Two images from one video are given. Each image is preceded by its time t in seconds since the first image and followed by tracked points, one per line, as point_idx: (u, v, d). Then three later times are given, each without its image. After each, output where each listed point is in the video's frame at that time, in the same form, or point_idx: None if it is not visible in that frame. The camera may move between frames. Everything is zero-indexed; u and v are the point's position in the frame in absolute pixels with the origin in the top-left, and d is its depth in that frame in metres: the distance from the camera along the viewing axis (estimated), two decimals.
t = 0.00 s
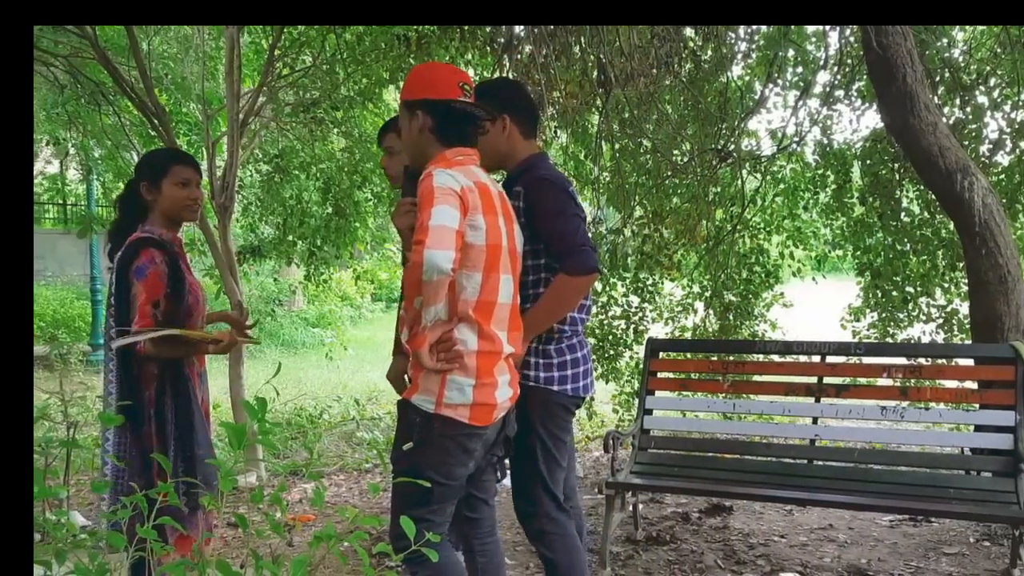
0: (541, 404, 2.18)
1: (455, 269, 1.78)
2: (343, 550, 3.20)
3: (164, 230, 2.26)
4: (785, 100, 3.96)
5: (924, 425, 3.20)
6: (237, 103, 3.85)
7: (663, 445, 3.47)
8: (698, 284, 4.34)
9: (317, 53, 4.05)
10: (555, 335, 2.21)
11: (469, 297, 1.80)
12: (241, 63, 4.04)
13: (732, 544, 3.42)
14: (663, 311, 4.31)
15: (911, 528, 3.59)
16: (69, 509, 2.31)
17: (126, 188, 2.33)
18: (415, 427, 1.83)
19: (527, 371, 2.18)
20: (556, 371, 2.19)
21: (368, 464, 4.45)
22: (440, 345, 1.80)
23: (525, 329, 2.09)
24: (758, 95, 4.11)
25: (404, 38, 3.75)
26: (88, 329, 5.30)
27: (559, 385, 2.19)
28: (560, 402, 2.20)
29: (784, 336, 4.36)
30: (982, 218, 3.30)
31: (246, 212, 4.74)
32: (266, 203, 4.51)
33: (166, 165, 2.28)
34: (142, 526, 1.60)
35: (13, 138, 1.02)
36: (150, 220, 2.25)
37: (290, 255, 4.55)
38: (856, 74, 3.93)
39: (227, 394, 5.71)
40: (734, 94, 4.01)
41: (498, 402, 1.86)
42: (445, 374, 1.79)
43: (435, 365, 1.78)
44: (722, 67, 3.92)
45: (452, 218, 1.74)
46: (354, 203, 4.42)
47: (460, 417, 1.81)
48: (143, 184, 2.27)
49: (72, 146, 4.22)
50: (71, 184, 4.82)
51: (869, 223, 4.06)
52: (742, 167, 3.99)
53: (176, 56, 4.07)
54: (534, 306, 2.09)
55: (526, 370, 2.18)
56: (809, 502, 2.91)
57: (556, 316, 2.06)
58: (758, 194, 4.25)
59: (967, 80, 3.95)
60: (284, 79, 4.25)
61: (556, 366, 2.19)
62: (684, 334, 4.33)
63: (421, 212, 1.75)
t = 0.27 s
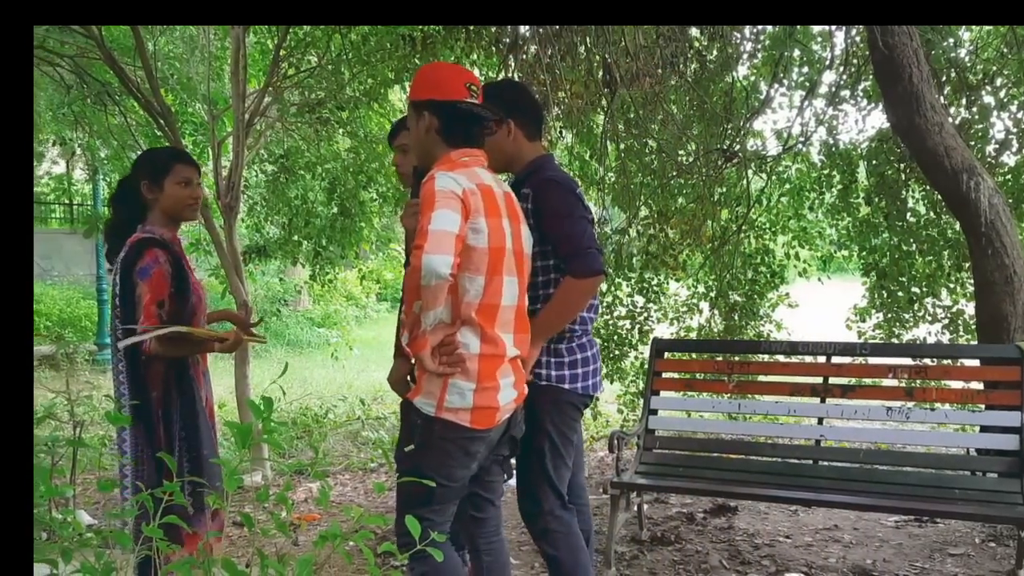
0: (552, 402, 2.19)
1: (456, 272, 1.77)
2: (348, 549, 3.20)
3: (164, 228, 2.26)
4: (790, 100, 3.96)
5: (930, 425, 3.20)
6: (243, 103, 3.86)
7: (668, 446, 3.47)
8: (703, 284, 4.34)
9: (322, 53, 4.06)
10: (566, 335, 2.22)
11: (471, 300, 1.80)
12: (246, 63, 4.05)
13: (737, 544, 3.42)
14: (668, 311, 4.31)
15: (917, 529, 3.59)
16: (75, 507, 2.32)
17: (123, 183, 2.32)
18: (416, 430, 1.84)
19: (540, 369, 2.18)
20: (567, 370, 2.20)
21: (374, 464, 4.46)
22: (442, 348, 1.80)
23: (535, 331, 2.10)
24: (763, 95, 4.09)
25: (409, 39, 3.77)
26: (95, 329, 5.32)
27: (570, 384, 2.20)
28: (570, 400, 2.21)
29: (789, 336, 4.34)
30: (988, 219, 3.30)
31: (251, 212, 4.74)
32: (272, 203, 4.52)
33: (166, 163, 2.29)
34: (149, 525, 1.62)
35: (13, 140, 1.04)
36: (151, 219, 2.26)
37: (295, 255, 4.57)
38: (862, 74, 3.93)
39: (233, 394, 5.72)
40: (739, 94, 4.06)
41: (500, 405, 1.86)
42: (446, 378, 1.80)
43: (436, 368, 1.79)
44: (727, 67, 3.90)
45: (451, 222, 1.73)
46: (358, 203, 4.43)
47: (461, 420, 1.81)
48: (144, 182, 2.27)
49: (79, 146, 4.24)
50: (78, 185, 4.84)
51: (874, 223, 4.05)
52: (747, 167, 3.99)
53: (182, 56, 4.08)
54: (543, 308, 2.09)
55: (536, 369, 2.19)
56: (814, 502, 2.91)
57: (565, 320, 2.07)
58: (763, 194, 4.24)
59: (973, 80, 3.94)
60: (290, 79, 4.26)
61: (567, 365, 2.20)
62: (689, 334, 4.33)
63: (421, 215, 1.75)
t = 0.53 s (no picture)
0: (564, 397, 2.20)
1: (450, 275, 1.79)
2: (356, 547, 3.23)
3: (167, 228, 2.28)
4: (799, 98, 3.96)
5: (940, 428, 3.21)
6: (252, 102, 3.88)
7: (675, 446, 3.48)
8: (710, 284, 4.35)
9: (331, 53, 4.08)
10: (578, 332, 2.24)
11: (467, 304, 1.81)
12: (256, 63, 4.08)
13: (744, 546, 3.43)
14: (675, 311, 4.33)
15: (928, 532, 3.59)
16: (86, 504, 2.35)
17: (128, 178, 2.32)
18: (422, 434, 1.87)
19: (553, 365, 2.20)
20: (579, 365, 2.22)
21: (382, 462, 4.48)
22: (438, 351, 1.83)
23: (546, 334, 2.12)
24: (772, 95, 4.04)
25: (417, 38, 3.79)
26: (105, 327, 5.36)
27: (583, 380, 2.22)
28: (583, 396, 2.23)
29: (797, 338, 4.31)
30: (1000, 219, 3.30)
31: (261, 211, 4.76)
32: (281, 203, 4.55)
33: (174, 163, 2.31)
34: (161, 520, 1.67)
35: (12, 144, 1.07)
36: (157, 220, 2.27)
37: (304, 254, 4.60)
38: (872, 73, 3.93)
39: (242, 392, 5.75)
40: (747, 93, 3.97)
41: (502, 407, 1.88)
42: (444, 382, 1.83)
43: (432, 371, 1.81)
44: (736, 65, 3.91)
45: (441, 228, 1.74)
46: (367, 202, 4.46)
47: (460, 422, 1.84)
48: (151, 181, 2.28)
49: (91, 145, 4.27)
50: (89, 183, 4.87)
51: (885, 223, 4.06)
52: (755, 166, 4.00)
53: (192, 56, 4.11)
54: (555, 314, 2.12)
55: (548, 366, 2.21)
56: (823, 505, 2.91)
57: (576, 324, 2.09)
58: (771, 194, 4.24)
59: (984, 79, 3.94)
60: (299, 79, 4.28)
61: (579, 362, 2.22)
62: (696, 334, 4.35)
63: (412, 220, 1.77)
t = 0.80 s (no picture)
0: (586, 397, 2.21)
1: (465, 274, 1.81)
2: (377, 544, 3.26)
3: (190, 228, 2.32)
4: (822, 97, 3.94)
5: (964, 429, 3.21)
6: (275, 103, 3.93)
7: (696, 446, 3.48)
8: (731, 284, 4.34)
9: (354, 53, 4.11)
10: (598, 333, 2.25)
11: (481, 303, 1.83)
12: (279, 64, 4.13)
13: (765, 547, 3.43)
14: (696, 310, 4.32)
15: (952, 534, 3.58)
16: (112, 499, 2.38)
17: (152, 180, 2.36)
18: (439, 434, 1.89)
19: (572, 365, 2.21)
20: (599, 365, 2.23)
21: (402, 460, 4.51)
22: (453, 350, 1.84)
23: (568, 333, 2.13)
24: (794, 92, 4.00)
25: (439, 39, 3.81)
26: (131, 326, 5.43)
27: (603, 380, 2.23)
28: (604, 395, 2.24)
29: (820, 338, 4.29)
30: None
31: (283, 211, 4.71)
32: (304, 203, 4.60)
33: (198, 165, 2.34)
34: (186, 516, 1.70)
35: None
36: (180, 221, 2.31)
37: (326, 253, 4.65)
38: (896, 71, 3.90)
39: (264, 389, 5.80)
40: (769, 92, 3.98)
41: (519, 406, 1.89)
42: (460, 381, 1.84)
43: (448, 371, 1.83)
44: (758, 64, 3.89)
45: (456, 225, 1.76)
46: (388, 201, 4.49)
47: (476, 421, 1.85)
48: (175, 182, 2.32)
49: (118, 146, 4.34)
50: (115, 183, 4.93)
51: (909, 222, 4.04)
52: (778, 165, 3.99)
53: (217, 57, 4.15)
54: (579, 312, 2.13)
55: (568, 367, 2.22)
56: (846, 506, 2.91)
57: (600, 324, 2.10)
58: (794, 193, 4.23)
59: (1012, 77, 3.91)
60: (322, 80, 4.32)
61: (599, 363, 2.23)
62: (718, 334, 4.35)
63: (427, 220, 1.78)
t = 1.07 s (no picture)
0: (602, 397, 2.22)
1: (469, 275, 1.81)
2: (398, 540, 3.28)
3: (212, 230, 2.34)
4: (845, 95, 3.92)
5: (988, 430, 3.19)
6: (298, 103, 3.99)
7: (717, 446, 3.47)
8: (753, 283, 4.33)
9: (376, 53, 4.14)
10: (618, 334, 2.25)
11: (487, 302, 1.82)
12: (302, 63, 4.17)
13: (786, 548, 3.42)
14: (717, 309, 4.31)
15: (976, 537, 3.55)
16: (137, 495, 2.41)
17: (185, 184, 2.39)
18: (460, 431, 1.92)
19: (588, 365, 2.20)
20: (614, 364, 2.22)
21: (423, 457, 4.54)
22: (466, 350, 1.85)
23: (586, 332, 2.13)
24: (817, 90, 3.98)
25: (460, 38, 3.84)
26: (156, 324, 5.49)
27: (619, 379, 2.23)
28: (619, 394, 2.24)
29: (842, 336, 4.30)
30: None
31: (306, 210, 4.81)
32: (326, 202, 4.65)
33: (233, 170, 2.37)
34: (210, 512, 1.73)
35: None
36: (205, 223, 2.34)
37: (348, 251, 4.68)
38: (921, 69, 3.88)
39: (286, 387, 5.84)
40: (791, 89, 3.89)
41: (536, 402, 1.88)
42: (474, 380, 1.86)
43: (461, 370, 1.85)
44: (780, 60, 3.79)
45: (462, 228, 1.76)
46: (409, 200, 4.51)
47: (492, 419, 1.86)
48: (208, 186, 2.35)
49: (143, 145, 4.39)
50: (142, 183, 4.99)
51: (933, 221, 4.01)
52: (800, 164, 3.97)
53: (241, 58, 4.20)
54: (596, 312, 2.13)
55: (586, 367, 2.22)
56: (868, 507, 2.89)
57: (617, 323, 2.10)
58: (817, 191, 4.21)
59: None
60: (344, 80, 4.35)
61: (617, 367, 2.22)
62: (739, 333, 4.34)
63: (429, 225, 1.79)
